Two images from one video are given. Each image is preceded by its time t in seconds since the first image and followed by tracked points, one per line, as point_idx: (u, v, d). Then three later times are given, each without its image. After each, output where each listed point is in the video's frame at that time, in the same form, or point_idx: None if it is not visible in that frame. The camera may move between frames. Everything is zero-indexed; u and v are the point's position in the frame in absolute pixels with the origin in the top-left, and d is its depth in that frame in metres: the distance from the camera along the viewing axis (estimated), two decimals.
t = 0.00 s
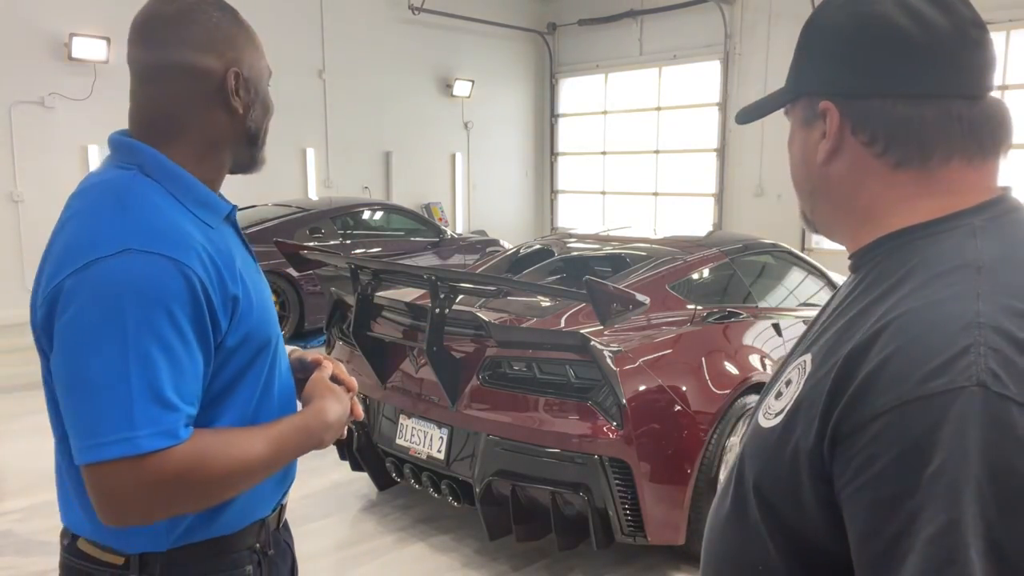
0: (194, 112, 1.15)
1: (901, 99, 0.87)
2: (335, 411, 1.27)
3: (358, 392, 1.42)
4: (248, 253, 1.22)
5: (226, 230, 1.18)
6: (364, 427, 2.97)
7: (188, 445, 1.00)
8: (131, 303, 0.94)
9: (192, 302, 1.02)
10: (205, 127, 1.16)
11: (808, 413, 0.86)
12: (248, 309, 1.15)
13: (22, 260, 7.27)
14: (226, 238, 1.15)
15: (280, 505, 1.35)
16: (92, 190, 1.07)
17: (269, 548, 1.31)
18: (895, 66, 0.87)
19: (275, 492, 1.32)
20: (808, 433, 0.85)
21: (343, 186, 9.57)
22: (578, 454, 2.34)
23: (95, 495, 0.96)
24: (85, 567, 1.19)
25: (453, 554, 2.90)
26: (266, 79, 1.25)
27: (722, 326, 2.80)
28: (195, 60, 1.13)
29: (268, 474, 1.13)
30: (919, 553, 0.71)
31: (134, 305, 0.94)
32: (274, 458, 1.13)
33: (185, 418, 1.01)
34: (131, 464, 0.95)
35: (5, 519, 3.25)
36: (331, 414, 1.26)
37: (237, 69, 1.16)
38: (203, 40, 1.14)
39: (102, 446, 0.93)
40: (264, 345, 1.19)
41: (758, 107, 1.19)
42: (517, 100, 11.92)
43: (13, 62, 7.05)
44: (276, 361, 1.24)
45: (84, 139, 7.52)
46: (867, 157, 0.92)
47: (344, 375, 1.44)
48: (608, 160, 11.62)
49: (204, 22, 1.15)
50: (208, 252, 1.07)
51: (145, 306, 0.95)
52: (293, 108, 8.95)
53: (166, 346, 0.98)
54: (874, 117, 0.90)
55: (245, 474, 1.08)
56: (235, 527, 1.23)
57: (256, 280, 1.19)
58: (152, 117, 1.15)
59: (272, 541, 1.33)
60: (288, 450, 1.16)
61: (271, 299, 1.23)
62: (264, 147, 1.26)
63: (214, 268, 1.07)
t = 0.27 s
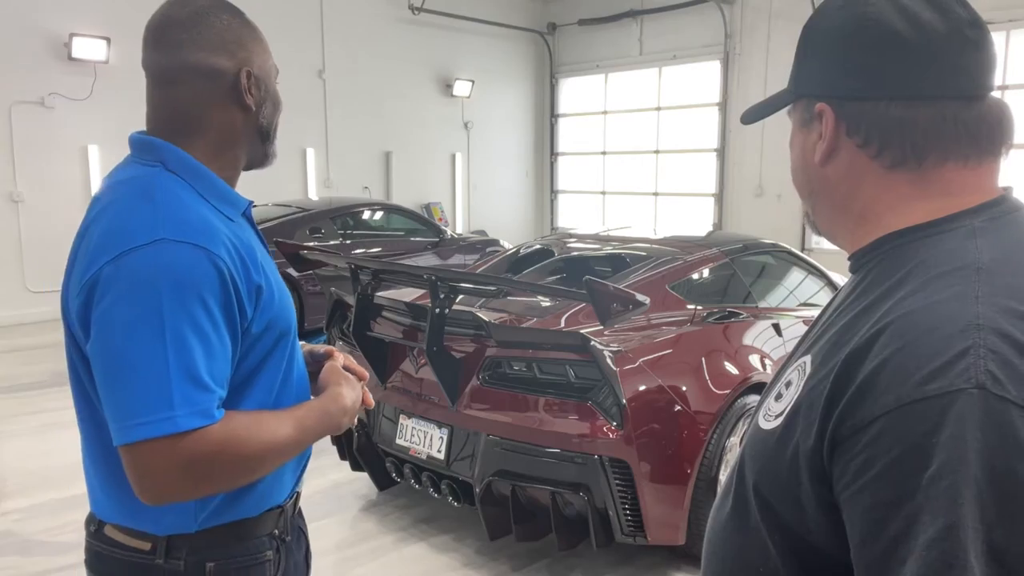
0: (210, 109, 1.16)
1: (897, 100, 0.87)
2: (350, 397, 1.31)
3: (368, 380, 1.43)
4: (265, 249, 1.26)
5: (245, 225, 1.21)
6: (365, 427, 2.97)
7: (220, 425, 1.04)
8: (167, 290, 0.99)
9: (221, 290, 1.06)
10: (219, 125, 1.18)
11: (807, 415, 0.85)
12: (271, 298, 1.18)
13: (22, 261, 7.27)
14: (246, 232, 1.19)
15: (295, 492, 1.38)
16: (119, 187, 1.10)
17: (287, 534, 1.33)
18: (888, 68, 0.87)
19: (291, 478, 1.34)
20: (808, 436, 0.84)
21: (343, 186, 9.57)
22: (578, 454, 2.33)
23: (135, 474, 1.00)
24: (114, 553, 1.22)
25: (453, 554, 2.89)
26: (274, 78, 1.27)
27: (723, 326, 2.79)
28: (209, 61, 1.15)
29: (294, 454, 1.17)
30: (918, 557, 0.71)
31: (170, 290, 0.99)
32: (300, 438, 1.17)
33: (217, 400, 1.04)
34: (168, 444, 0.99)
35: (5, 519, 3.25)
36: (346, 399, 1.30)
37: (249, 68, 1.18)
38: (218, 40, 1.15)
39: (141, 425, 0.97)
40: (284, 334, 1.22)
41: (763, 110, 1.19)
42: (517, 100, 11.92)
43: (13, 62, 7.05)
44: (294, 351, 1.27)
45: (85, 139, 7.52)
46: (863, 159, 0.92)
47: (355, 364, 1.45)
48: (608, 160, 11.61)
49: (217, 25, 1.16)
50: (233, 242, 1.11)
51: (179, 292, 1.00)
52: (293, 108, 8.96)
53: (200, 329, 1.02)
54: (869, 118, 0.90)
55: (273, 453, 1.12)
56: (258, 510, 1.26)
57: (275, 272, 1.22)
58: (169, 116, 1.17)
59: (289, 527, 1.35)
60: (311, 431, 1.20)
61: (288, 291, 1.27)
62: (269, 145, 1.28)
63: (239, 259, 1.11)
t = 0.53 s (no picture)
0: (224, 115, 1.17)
1: (888, 101, 0.85)
2: (365, 386, 1.30)
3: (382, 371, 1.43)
4: (280, 244, 1.26)
5: (263, 223, 1.21)
6: (364, 427, 2.97)
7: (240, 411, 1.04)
8: (185, 281, 0.99)
9: (237, 281, 1.06)
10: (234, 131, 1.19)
11: (806, 416, 0.84)
12: (286, 290, 1.18)
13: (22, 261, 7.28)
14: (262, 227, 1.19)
15: (312, 478, 1.39)
16: (139, 186, 1.12)
17: (303, 518, 1.34)
18: (876, 68, 0.85)
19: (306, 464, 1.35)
20: (805, 437, 0.83)
21: (343, 186, 9.58)
22: (578, 453, 2.33)
23: (158, 459, 1.01)
24: (138, 532, 1.23)
25: (452, 554, 2.89)
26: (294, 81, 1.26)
27: (723, 326, 2.79)
28: (223, 70, 1.15)
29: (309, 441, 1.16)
30: (913, 560, 0.69)
31: (188, 281, 1.00)
32: (316, 423, 1.16)
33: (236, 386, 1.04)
34: (189, 428, 0.99)
35: (5, 519, 3.25)
36: (360, 387, 1.28)
37: (259, 71, 1.18)
38: (232, 46, 1.15)
39: (165, 409, 0.97)
40: (298, 326, 1.22)
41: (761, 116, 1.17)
42: (516, 99, 11.92)
43: (13, 62, 7.05)
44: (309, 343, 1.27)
45: (85, 139, 7.52)
46: (858, 162, 0.90)
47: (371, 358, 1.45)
48: (608, 160, 11.62)
49: (232, 32, 1.16)
50: (247, 235, 1.11)
51: (195, 283, 1.00)
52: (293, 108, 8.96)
53: (217, 319, 1.02)
54: (859, 120, 0.88)
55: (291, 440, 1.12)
56: (274, 495, 1.26)
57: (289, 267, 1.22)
58: (191, 119, 1.18)
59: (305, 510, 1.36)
60: (326, 417, 1.19)
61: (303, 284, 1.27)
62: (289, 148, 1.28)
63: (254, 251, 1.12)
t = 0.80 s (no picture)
0: (210, 122, 1.28)
1: (864, 106, 0.84)
2: (368, 381, 1.28)
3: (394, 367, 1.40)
4: (290, 240, 1.31)
5: (271, 219, 1.29)
6: (364, 427, 2.97)
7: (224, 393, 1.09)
8: (175, 265, 1.06)
9: (229, 269, 1.11)
10: (226, 134, 1.29)
11: (797, 418, 0.83)
12: (286, 283, 1.22)
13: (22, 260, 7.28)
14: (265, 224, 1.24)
15: (322, 467, 1.43)
16: (157, 185, 1.21)
17: (311, 504, 1.39)
18: (852, 73, 0.84)
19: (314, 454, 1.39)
20: (796, 440, 0.83)
21: (343, 186, 9.57)
22: (578, 453, 2.33)
23: (151, 433, 1.07)
24: (157, 510, 1.30)
25: (452, 554, 2.89)
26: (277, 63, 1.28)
27: (723, 326, 2.80)
28: (201, 81, 1.25)
29: (300, 429, 1.18)
30: (900, 562, 0.69)
31: (182, 268, 1.06)
32: (305, 412, 1.18)
33: (224, 370, 1.09)
34: (176, 405, 1.05)
35: (5, 519, 3.25)
36: (364, 383, 1.27)
37: (204, 66, 1.24)
38: (211, 53, 1.24)
39: (153, 386, 1.04)
40: (300, 318, 1.26)
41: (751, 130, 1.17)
42: (516, 99, 11.92)
43: (13, 63, 7.06)
44: (315, 337, 1.30)
45: (84, 139, 7.51)
46: (843, 168, 0.88)
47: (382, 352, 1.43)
48: (608, 160, 11.61)
49: (215, 38, 1.24)
50: (247, 228, 1.17)
51: (189, 270, 1.06)
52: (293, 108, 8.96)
53: (207, 305, 1.07)
54: (840, 126, 0.87)
55: (280, 426, 1.15)
56: (279, 480, 1.30)
57: (295, 262, 1.27)
58: (202, 127, 1.29)
59: (314, 497, 1.40)
60: (320, 408, 1.20)
61: (311, 278, 1.31)
62: (295, 140, 1.33)
63: (251, 243, 1.16)
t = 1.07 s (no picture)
0: (221, 123, 1.32)
1: (856, 107, 0.83)
2: (349, 386, 1.28)
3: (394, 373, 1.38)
4: (289, 240, 1.33)
5: (271, 217, 1.32)
6: (364, 427, 2.97)
7: (184, 383, 1.12)
8: (146, 255, 1.10)
9: (202, 262, 1.15)
10: (235, 135, 1.32)
11: (788, 420, 0.83)
12: (268, 279, 1.25)
13: (22, 260, 7.27)
14: (257, 223, 1.27)
15: (322, 460, 1.43)
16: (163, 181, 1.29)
17: (310, 494, 1.38)
18: (842, 75, 0.83)
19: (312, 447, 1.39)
20: (788, 442, 0.82)
21: (343, 186, 9.57)
22: (578, 453, 2.33)
23: (117, 413, 1.12)
24: (161, 497, 1.34)
25: (452, 554, 2.89)
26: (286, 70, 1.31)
27: (723, 326, 2.80)
28: (214, 83, 1.30)
29: (266, 427, 1.19)
30: (885, 561, 0.69)
31: (153, 258, 1.10)
32: (269, 410, 1.18)
33: (188, 360, 1.13)
34: (137, 389, 1.10)
35: (5, 519, 3.25)
36: (343, 388, 1.26)
37: (217, 72, 1.29)
38: (226, 55, 1.29)
39: (115, 368, 1.09)
40: (286, 315, 1.27)
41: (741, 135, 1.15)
42: (516, 99, 11.92)
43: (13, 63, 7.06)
44: (306, 334, 1.31)
45: (84, 139, 7.51)
46: (835, 171, 0.88)
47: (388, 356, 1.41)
48: (608, 160, 11.61)
49: (232, 42, 1.30)
50: (232, 226, 1.21)
51: (162, 261, 1.11)
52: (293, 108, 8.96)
53: (176, 295, 1.11)
54: (832, 128, 0.86)
55: (245, 420, 1.17)
56: (272, 470, 1.31)
57: (284, 260, 1.29)
58: (216, 126, 1.33)
59: (313, 488, 1.40)
60: (288, 408, 1.20)
61: (308, 278, 1.33)
62: (299, 142, 1.35)
63: (229, 239, 1.20)
